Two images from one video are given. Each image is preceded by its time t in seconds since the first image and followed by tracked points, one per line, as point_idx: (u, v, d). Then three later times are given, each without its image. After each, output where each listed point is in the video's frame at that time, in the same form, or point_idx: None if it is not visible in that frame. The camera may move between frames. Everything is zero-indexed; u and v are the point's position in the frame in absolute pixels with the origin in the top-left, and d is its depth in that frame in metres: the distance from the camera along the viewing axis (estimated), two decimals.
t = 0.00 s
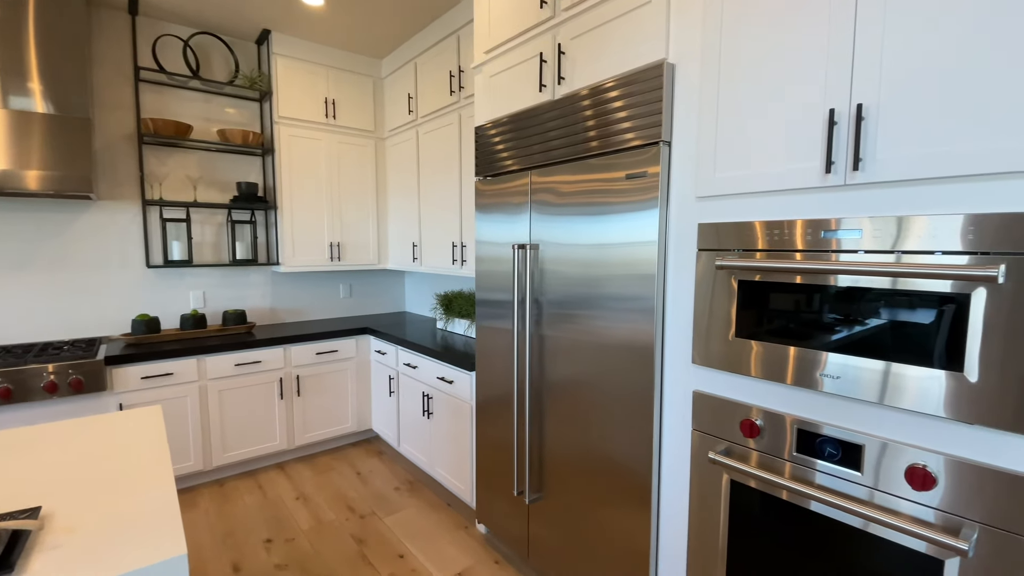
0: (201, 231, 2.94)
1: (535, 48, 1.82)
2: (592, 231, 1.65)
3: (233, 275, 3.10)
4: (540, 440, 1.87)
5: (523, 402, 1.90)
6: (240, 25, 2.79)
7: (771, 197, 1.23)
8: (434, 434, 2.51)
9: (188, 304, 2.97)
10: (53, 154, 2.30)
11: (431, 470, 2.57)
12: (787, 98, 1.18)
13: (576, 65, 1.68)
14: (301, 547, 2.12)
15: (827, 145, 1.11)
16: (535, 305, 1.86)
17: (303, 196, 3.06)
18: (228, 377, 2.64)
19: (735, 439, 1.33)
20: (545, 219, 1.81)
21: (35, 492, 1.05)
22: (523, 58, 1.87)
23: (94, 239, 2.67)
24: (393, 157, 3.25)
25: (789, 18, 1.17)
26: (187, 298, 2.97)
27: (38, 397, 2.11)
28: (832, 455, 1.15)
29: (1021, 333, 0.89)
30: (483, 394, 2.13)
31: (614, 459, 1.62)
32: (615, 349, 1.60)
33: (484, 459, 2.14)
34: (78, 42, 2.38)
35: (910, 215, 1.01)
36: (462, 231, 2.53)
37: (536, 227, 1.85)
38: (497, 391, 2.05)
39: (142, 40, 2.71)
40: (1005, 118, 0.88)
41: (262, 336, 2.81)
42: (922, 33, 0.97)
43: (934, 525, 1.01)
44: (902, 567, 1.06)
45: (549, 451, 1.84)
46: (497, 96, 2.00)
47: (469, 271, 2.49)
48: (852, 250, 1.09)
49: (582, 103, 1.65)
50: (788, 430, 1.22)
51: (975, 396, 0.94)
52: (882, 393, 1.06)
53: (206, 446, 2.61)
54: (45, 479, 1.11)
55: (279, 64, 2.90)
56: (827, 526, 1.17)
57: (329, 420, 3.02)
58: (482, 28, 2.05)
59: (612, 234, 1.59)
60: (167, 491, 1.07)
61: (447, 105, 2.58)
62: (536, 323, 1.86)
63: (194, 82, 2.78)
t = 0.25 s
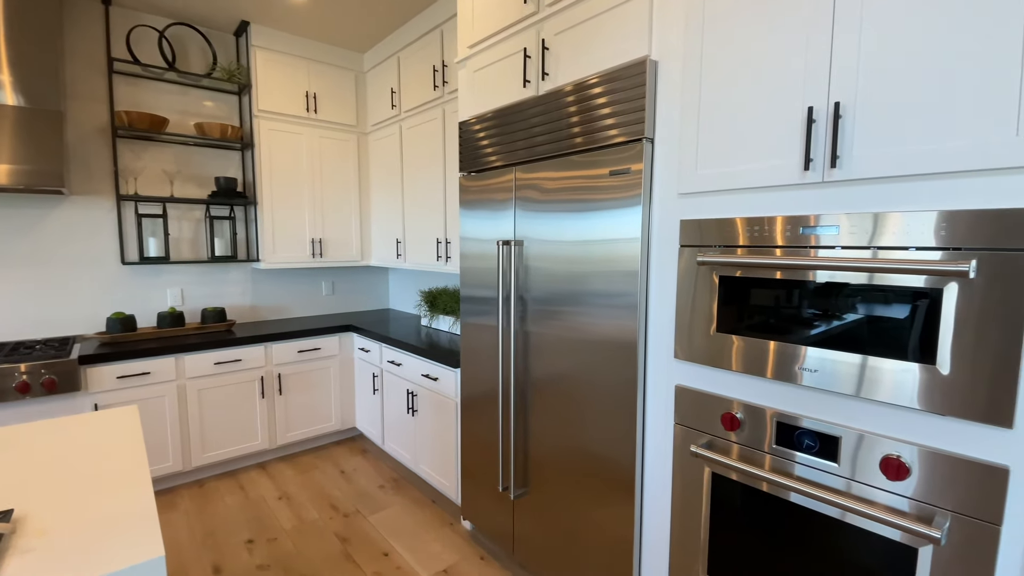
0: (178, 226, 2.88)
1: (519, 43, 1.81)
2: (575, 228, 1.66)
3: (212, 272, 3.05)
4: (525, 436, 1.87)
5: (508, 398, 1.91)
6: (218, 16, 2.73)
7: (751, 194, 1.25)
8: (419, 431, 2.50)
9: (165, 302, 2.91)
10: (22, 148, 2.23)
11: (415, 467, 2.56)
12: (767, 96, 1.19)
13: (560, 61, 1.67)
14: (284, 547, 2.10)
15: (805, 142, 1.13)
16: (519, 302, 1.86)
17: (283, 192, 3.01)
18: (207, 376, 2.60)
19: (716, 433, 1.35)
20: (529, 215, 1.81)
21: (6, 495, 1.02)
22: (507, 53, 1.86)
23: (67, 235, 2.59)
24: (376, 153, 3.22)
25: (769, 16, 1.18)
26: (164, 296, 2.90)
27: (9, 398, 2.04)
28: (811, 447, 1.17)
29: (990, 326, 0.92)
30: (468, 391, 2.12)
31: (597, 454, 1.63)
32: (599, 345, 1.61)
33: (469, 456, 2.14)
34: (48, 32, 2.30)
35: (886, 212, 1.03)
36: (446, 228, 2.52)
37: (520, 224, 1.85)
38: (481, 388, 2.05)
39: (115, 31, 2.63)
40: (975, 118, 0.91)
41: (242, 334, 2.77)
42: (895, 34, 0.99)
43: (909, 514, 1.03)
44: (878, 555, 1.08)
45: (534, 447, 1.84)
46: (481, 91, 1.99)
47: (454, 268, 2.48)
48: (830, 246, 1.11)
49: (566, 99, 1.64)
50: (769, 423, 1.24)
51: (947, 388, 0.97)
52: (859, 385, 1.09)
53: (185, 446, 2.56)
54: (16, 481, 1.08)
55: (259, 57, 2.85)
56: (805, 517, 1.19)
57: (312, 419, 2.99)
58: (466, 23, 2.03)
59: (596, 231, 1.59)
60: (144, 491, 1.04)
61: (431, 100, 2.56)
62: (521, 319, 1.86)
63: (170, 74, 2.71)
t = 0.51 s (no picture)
0: (156, 220, 2.81)
1: (504, 35, 1.80)
2: (561, 222, 1.66)
3: (192, 267, 2.99)
4: (512, 430, 1.87)
5: (495, 393, 1.90)
6: (195, 4, 2.66)
7: (734, 187, 1.25)
8: (405, 427, 2.49)
9: (144, 297, 2.84)
10: None
11: (402, 463, 2.55)
12: (750, 90, 1.20)
13: (545, 54, 1.67)
14: (268, 545, 2.08)
15: (788, 137, 1.14)
16: (506, 297, 1.86)
17: (264, 185, 2.96)
18: (188, 373, 2.55)
19: (700, 424, 1.36)
20: (515, 209, 1.81)
21: None
22: (492, 45, 1.85)
23: (40, 229, 2.52)
24: (359, 146, 3.18)
25: (752, 10, 1.19)
26: (142, 291, 2.84)
27: None
28: (792, 437, 1.19)
29: (965, 317, 0.94)
30: (454, 386, 2.12)
31: (582, 447, 1.64)
32: (584, 338, 1.62)
33: (455, 451, 2.14)
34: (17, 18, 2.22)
35: (865, 206, 1.05)
36: (432, 222, 2.50)
37: (506, 218, 1.84)
38: (468, 382, 2.04)
39: (88, 18, 2.55)
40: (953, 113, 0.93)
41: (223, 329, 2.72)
42: (874, 28, 1.01)
43: (887, 501, 1.05)
44: (857, 542, 1.11)
45: (521, 441, 1.85)
46: (466, 83, 1.98)
47: (439, 262, 2.46)
48: (811, 239, 1.12)
49: (552, 92, 1.64)
50: (751, 414, 1.26)
51: (923, 378, 0.99)
52: (838, 377, 1.11)
53: (165, 444, 2.52)
54: None
55: (238, 47, 2.79)
56: (786, 506, 1.21)
57: (297, 415, 2.96)
58: (450, 14, 2.01)
59: (581, 225, 1.59)
60: (122, 490, 1.02)
61: (415, 92, 2.53)
62: (507, 314, 1.86)
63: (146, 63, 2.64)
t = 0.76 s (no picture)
0: (137, 213, 2.75)
1: (493, 25, 1.78)
2: (550, 214, 1.65)
3: (175, 260, 2.93)
4: (501, 423, 1.87)
5: (484, 386, 1.90)
6: None
7: (722, 179, 1.26)
8: (394, 421, 2.48)
9: (125, 292, 2.79)
10: None
11: (391, 456, 2.54)
12: (739, 82, 1.20)
13: (534, 44, 1.65)
14: (256, 540, 2.06)
15: (776, 129, 1.14)
16: (495, 290, 1.85)
17: (248, 177, 2.91)
18: (172, 368, 2.51)
19: (688, 414, 1.37)
20: (503, 201, 1.80)
21: None
22: (480, 35, 1.83)
23: (17, 222, 2.45)
24: (346, 137, 3.14)
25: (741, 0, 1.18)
26: (124, 285, 2.78)
27: None
28: (778, 427, 1.21)
29: (946, 307, 0.96)
30: (444, 380, 2.11)
31: (572, 438, 1.65)
32: (573, 330, 1.62)
33: (445, 444, 2.14)
34: None
35: (850, 198, 1.06)
36: (421, 215, 2.48)
37: (495, 211, 1.83)
38: (457, 376, 2.04)
39: (64, 4, 2.47)
40: (937, 106, 0.93)
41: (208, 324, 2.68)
42: (860, 19, 1.01)
43: (870, 488, 1.07)
44: (840, 528, 1.13)
45: (510, 434, 1.85)
46: (455, 74, 1.96)
47: (428, 255, 2.45)
48: (797, 231, 1.13)
49: (542, 83, 1.62)
50: (738, 404, 1.27)
51: (905, 367, 1.01)
52: (822, 367, 1.12)
53: (150, 440, 2.48)
54: None
55: (221, 36, 2.73)
56: (772, 494, 1.23)
57: (284, 410, 2.93)
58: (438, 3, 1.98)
59: (570, 217, 1.59)
60: (103, 485, 1.00)
61: (403, 83, 2.50)
62: (496, 307, 1.86)
63: (125, 51, 2.57)
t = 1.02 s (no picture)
0: (121, 204, 2.70)
1: (483, 14, 1.76)
2: (540, 206, 1.64)
3: (160, 252, 2.89)
4: (493, 415, 1.87)
5: (475, 378, 1.90)
6: None
7: (712, 170, 1.26)
8: (385, 413, 2.48)
9: (109, 285, 2.74)
10: None
11: (383, 449, 2.54)
12: (729, 72, 1.20)
13: (525, 33, 1.63)
14: (246, 533, 2.06)
15: (767, 119, 1.14)
16: (487, 283, 1.85)
17: (235, 168, 2.87)
18: (159, 362, 2.48)
19: (677, 404, 1.38)
20: (493, 192, 1.79)
21: None
22: (470, 24, 1.81)
23: None
24: (335, 128, 3.10)
25: None
26: (108, 278, 2.74)
27: None
28: (766, 416, 1.22)
29: (931, 296, 0.97)
30: (435, 372, 2.11)
31: (563, 428, 1.65)
32: (564, 322, 1.62)
33: (436, 436, 2.14)
34: None
35: (839, 189, 1.06)
36: (411, 206, 2.46)
37: (485, 202, 1.82)
38: (448, 368, 2.04)
39: None
40: (924, 97, 0.94)
41: (196, 317, 2.65)
42: (849, 8, 1.01)
43: (856, 475, 1.09)
44: (826, 514, 1.14)
45: (502, 425, 1.85)
46: (445, 64, 1.93)
47: (419, 247, 2.43)
48: (786, 221, 1.14)
49: (532, 73, 1.61)
50: (727, 393, 1.28)
51: (890, 356, 1.02)
52: (809, 356, 1.13)
53: (137, 435, 2.46)
54: None
55: (205, 23, 2.68)
56: (760, 482, 1.24)
57: (274, 403, 2.92)
58: None
59: (561, 209, 1.59)
60: (87, 479, 0.99)
61: (392, 72, 2.47)
62: (488, 299, 1.85)
63: (106, 38, 2.51)
